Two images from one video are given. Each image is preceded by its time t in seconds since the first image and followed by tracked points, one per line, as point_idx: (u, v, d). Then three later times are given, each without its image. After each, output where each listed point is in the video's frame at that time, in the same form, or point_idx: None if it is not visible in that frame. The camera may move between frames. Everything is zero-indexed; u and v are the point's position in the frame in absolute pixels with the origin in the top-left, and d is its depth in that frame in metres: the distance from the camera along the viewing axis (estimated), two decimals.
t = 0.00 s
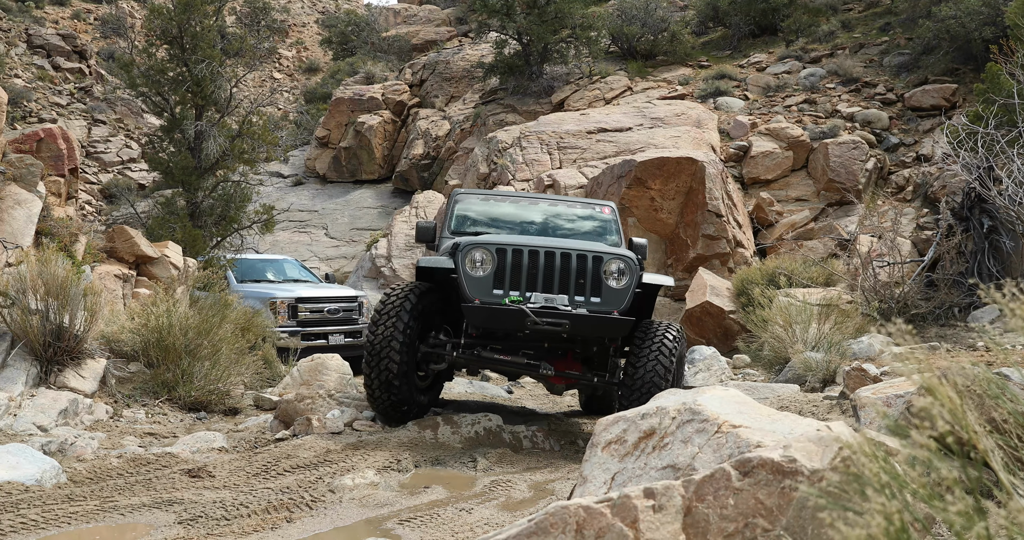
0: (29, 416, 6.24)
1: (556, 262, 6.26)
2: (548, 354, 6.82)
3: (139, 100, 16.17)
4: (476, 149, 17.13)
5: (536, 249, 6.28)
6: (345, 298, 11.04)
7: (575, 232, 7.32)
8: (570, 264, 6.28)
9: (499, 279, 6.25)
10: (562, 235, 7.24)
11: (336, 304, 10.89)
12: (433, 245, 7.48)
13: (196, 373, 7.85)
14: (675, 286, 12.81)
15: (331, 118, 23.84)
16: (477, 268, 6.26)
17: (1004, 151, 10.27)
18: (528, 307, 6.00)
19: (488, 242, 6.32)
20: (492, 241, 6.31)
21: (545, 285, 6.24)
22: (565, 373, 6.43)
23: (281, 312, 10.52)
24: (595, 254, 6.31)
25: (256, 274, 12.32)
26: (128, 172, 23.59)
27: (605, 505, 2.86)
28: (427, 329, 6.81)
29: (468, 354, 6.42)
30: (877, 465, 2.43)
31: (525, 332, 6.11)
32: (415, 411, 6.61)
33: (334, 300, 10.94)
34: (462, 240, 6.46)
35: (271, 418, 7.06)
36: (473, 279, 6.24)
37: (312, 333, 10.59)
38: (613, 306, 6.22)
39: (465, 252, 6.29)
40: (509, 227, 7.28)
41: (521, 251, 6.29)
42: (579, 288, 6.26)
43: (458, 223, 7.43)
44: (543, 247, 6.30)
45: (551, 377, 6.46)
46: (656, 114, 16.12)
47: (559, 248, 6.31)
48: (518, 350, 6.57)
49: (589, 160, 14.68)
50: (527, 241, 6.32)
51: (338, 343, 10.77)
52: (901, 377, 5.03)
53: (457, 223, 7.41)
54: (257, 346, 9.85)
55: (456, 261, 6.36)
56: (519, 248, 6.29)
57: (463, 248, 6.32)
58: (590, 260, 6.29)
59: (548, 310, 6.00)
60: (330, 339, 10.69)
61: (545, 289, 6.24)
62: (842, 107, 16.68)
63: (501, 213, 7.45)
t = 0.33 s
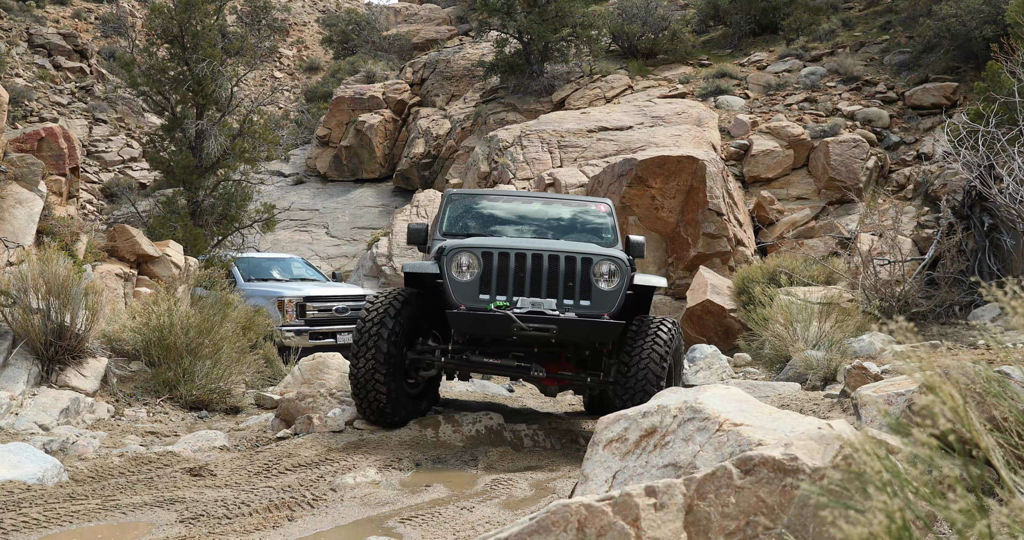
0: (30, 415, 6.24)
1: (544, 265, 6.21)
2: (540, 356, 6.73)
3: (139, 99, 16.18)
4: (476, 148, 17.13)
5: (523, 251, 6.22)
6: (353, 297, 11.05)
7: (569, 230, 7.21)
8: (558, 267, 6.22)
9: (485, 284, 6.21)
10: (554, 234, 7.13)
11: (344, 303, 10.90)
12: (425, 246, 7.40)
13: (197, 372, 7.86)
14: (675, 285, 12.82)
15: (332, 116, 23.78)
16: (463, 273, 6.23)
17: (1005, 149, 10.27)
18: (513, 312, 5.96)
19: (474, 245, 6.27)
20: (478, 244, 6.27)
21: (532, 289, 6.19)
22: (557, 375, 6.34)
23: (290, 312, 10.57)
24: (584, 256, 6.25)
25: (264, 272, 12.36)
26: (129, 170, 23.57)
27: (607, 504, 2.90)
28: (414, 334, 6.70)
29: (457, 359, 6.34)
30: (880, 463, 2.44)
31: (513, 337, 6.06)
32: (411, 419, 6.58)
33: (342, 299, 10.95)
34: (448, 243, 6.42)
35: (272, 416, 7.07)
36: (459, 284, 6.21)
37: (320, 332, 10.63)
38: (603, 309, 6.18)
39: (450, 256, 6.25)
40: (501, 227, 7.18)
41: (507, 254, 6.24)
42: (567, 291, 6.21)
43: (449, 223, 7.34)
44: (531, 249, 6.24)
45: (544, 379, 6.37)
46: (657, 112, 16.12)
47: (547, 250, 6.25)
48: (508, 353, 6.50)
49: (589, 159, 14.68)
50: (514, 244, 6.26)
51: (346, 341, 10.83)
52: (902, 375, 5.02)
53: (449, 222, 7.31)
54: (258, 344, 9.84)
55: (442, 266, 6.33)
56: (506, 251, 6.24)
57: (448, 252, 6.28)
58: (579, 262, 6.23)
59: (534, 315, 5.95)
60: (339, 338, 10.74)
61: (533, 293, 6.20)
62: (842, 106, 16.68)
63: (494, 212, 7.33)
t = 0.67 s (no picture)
0: (37, 415, 6.26)
1: (538, 260, 6.12)
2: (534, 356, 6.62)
3: (144, 98, 16.22)
4: (481, 147, 17.10)
5: (516, 245, 6.14)
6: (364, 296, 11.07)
7: (572, 226, 7.10)
8: (552, 262, 6.12)
9: (477, 278, 6.14)
10: (555, 230, 7.04)
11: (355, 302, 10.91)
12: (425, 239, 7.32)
13: (202, 371, 7.86)
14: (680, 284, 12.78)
15: (337, 115, 23.93)
16: (455, 266, 6.15)
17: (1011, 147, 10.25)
18: (503, 307, 5.87)
19: (467, 238, 6.21)
20: (471, 236, 6.20)
21: (525, 283, 6.10)
22: (550, 374, 6.20)
23: (301, 311, 10.60)
24: (580, 251, 6.15)
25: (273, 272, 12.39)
26: (134, 170, 23.56)
27: (613, 502, 2.98)
28: (405, 334, 6.58)
29: (447, 359, 6.19)
30: (887, 461, 2.47)
31: (502, 334, 5.95)
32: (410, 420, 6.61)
33: (353, 297, 10.97)
34: (441, 236, 6.35)
35: (277, 415, 7.08)
36: (450, 277, 6.14)
37: (332, 330, 10.64)
38: (596, 306, 6.06)
39: (443, 248, 6.19)
40: (502, 221, 7.10)
41: (500, 248, 6.16)
42: (561, 286, 6.11)
43: (451, 215, 7.27)
44: (524, 243, 6.16)
45: (537, 380, 6.23)
46: (661, 111, 16.10)
47: (541, 245, 6.16)
48: (501, 352, 6.38)
49: (594, 158, 14.67)
50: (507, 238, 6.18)
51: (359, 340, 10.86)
52: (908, 373, 5.01)
53: (451, 214, 7.24)
54: (263, 344, 9.83)
55: (434, 258, 6.26)
56: (499, 244, 6.15)
57: (440, 244, 6.22)
58: (574, 257, 6.13)
59: (524, 310, 5.85)
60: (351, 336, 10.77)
61: (525, 288, 6.11)
62: (847, 104, 16.65)
63: (496, 205, 7.25)
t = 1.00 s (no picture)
0: (39, 412, 6.27)
1: (522, 263, 5.91)
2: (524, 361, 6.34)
3: (144, 95, 16.22)
4: (481, 143, 17.07)
5: (500, 248, 5.95)
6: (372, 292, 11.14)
7: (566, 225, 6.95)
8: (538, 265, 5.91)
9: (460, 282, 5.97)
10: (548, 228, 6.88)
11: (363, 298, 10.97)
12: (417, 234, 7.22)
13: (204, 368, 7.87)
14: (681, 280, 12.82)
15: (337, 112, 23.95)
16: (438, 269, 6.00)
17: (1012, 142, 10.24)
18: (483, 314, 5.64)
19: (450, 240, 6.04)
20: (454, 239, 6.03)
21: (510, 288, 5.91)
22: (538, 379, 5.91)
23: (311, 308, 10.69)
24: (567, 254, 5.91)
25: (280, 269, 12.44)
26: (134, 167, 23.56)
27: (614, 498, 3.06)
28: (388, 337, 6.36)
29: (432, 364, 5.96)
30: (889, 456, 2.49)
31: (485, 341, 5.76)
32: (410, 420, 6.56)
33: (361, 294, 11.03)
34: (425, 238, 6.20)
35: (279, 412, 7.09)
36: (433, 281, 5.98)
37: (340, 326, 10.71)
38: (585, 312, 5.82)
39: (426, 251, 6.04)
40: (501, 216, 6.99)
41: (483, 251, 5.97)
42: (547, 291, 5.88)
43: (446, 211, 7.17)
44: (509, 246, 5.96)
45: (524, 385, 5.93)
46: (661, 106, 16.08)
47: (527, 248, 5.95)
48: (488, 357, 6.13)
49: (594, 153, 14.65)
50: (491, 240, 5.99)
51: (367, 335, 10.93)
52: (911, 367, 5.00)
53: (441, 212, 7.14)
54: (264, 341, 9.83)
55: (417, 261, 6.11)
56: (482, 248, 5.97)
57: (423, 247, 6.07)
58: (560, 261, 5.89)
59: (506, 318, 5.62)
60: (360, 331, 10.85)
61: (510, 293, 5.90)
62: (848, 99, 16.63)
63: (487, 203, 7.12)
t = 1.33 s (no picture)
0: (44, 411, 6.30)
1: (506, 266, 5.76)
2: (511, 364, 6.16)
3: (149, 95, 16.25)
4: (485, 142, 17.06)
5: (483, 249, 5.82)
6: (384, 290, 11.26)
7: (563, 222, 6.91)
8: (522, 268, 5.75)
9: (441, 284, 5.84)
10: (545, 225, 6.85)
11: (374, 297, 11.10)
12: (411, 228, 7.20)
13: (209, 367, 7.87)
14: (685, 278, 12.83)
15: (341, 112, 23.93)
16: (420, 271, 5.87)
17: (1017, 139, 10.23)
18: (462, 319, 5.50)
19: (433, 241, 5.91)
20: (436, 240, 5.90)
21: (492, 291, 5.76)
22: (524, 383, 5.76)
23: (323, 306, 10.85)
24: (553, 257, 5.76)
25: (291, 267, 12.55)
26: (139, 167, 23.59)
27: (621, 496, 3.10)
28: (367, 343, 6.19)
29: (414, 368, 5.82)
30: (897, 453, 2.50)
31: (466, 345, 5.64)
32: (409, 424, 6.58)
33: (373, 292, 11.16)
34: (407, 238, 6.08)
35: (284, 411, 7.08)
36: (414, 282, 5.86)
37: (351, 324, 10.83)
38: (570, 316, 5.66)
39: (408, 252, 5.91)
40: (512, 207, 7.00)
41: (466, 252, 5.84)
42: (531, 295, 5.73)
43: (443, 207, 7.15)
44: (492, 248, 5.82)
45: (510, 387, 5.78)
46: (665, 105, 16.07)
47: (511, 250, 5.80)
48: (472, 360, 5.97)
49: (598, 152, 14.64)
50: (474, 242, 5.86)
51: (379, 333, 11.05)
52: (918, 365, 5.00)
53: (437, 208, 7.14)
54: (268, 340, 9.84)
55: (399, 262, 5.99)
56: (464, 250, 5.83)
57: (405, 248, 5.95)
58: (546, 264, 5.74)
59: (485, 323, 5.48)
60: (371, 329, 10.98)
61: (493, 296, 5.76)
62: (852, 97, 16.61)
63: (483, 199, 7.10)
